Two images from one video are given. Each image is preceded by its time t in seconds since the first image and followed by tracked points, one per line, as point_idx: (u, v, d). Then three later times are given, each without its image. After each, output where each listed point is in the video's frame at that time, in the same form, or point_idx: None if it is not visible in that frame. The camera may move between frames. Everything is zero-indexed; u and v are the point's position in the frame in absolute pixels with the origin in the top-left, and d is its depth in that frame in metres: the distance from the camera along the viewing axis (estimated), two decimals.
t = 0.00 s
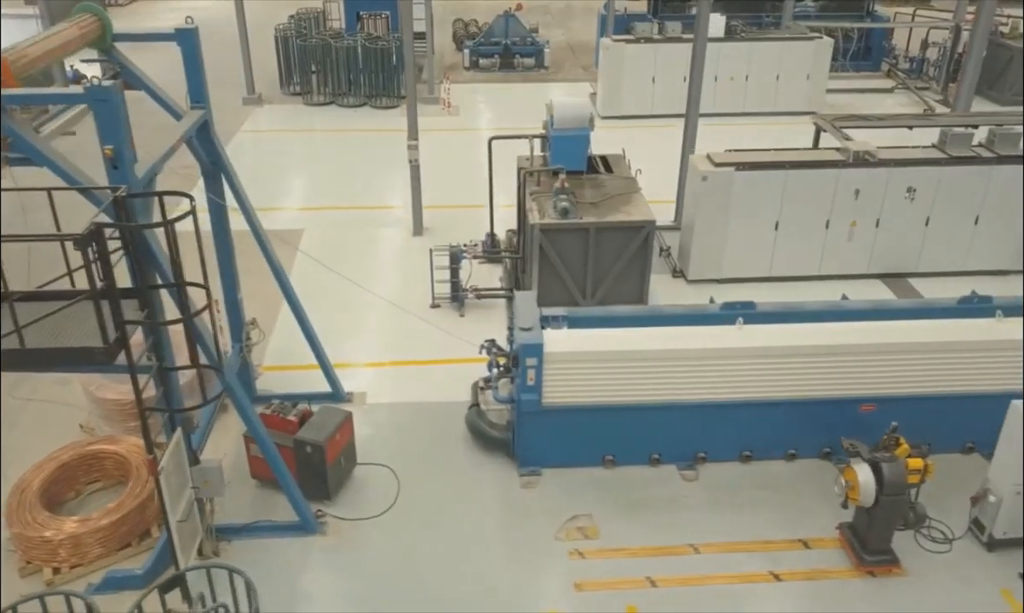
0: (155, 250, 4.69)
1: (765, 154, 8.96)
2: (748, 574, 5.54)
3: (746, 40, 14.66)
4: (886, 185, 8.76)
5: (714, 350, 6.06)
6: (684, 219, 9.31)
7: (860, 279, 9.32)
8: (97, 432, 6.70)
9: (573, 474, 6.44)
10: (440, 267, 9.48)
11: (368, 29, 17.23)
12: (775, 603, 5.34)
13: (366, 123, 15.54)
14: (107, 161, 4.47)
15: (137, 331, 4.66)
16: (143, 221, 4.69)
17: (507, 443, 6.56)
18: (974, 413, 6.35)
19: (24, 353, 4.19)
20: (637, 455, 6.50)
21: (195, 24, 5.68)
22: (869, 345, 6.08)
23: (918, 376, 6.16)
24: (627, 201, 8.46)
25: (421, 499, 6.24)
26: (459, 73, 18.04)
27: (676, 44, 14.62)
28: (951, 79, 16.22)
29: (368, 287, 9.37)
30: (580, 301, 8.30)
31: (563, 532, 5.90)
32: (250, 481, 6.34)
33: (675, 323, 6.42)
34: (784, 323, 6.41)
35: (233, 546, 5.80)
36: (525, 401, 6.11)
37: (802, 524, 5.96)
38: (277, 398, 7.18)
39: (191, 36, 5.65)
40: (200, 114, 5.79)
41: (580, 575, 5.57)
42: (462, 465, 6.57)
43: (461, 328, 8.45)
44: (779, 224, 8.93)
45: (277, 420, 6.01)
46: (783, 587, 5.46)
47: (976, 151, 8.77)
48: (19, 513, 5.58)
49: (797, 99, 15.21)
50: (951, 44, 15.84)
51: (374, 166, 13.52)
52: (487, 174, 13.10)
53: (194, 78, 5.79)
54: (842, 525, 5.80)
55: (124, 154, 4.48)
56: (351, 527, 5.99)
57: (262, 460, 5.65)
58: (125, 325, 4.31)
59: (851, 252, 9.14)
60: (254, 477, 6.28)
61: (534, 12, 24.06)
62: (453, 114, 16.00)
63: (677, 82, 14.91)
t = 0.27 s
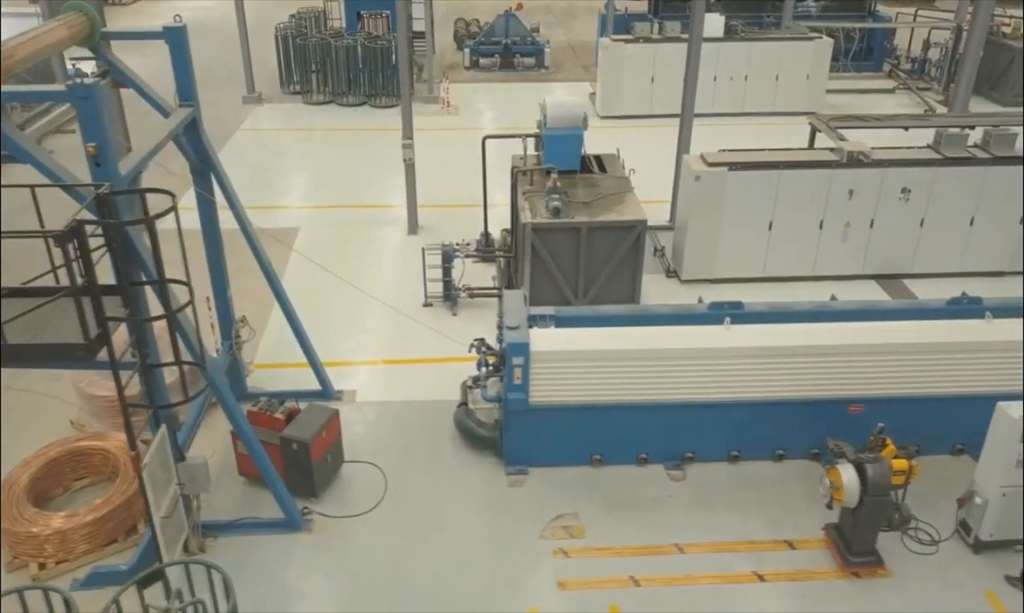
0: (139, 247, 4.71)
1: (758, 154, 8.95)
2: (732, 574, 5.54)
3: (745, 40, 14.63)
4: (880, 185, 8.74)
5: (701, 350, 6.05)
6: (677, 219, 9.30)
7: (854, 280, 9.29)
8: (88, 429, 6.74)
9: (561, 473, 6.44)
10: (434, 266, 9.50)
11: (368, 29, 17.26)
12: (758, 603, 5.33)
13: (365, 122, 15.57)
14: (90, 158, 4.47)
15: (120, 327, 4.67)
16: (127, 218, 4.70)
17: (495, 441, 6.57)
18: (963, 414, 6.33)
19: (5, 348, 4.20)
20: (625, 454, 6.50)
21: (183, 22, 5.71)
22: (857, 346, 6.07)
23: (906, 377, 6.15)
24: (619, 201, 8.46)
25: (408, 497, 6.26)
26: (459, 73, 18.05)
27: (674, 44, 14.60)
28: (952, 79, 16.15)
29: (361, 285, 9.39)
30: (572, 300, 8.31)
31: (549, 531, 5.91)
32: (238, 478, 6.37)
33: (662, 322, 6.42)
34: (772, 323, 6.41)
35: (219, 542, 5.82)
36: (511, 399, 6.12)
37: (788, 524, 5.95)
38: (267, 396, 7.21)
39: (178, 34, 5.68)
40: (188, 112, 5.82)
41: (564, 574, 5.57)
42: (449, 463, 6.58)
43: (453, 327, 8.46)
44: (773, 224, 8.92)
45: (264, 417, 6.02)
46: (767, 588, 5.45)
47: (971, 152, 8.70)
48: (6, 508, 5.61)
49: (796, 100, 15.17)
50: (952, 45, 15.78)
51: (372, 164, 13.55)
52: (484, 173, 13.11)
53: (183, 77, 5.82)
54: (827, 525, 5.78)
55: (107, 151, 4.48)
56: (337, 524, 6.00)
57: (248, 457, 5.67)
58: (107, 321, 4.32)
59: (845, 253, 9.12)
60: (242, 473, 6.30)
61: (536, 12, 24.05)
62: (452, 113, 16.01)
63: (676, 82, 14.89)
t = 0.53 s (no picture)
0: (121, 244, 4.73)
1: (752, 154, 8.93)
2: (716, 575, 5.53)
3: (745, 40, 14.60)
4: (875, 186, 8.71)
5: (687, 349, 6.05)
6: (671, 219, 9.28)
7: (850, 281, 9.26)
8: (78, 425, 6.77)
9: (547, 473, 6.44)
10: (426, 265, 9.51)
11: (369, 28, 17.30)
12: (741, 603, 5.33)
13: (365, 122, 15.60)
14: (72, 156, 4.50)
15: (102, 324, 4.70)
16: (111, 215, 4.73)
17: (482, 440, 6.57)
18: (951, 417, 6.31)
19: None
20: (611, 454, 6.50)
21: (171, 20, 5.73)
22: (844, 347, 6.06)
23: (893, 378, 6.14)
24: (612, 201, 8.47)
25: (394, 496, 6.27)
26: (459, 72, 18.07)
27: (674, 44, 14.58)
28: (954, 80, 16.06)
29: (354, 284, 9.42)
30: (564, 300, 8.31)
31: (533, 530, 5.91)
32: (226, 475, 6.40)
33: (649, 322, 6.41)
34: (760, 323, 6.40)
35: (205, 539, 5.85)
36: (497, 398, 6.12)
37: (773, 526, 5.93)
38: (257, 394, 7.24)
39: (167, 32, 5.71)
40: (176, 110, 5.84)
41: (547, 573, 5.58)
42: (436, 462, 6.59)
43: (445, 326, 8.47)
44: (766, 225, 8.90)
45: (251, 414, 6.04)
46: (751, 589, 5.43)
47: (966, 153, 8.66)
48: None
49: (796, 100, 15.12)
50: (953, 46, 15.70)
51: (370, 163, 13.57)
52: (481, 173, 13.12)
53: (171, 74, 5.85)
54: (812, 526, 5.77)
55: (89, 148, 4.50)
56: (322, 522, 6.02)
57: (234, 454, 5.69)
58: (87, 317, 4.34)
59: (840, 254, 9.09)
60: (230, 470, 6.33)
61: (538, 12, 24.03)
62: (451, 113, 16.03)
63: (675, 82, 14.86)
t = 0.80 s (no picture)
0: (106, 242, 4.77)
1: (747, 155, 8.91)
2: (700, 576, 5.51)
3: (745, 40, 14.57)
4: (870, 187, 8.68)
5: (674, 350, 6.04)
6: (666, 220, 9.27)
7: (845, 282, 9.22)
8: (71, 420, 6.83)
9: (534, 472, 6.44)
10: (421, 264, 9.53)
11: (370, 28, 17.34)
12: (724, 603, 5.31)
13: (365, 121, 15.64)
14: (57, 153, 4.55)
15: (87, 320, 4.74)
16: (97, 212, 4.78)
17: (470, 439, 6.58)
18: (940, 418, 6.28)
19: None
20: (599, 454, 6.49)
21: (161, 19, 5.77)
22: (832, 348, 6.05)
23: (882, 380, 6.12)
24: (605, 201, 8.48)
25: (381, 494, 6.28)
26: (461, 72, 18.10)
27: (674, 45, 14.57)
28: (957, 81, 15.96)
29: (349, 283, 9.44)
30: (557, 299, 8.31)
31: (519, 529, 5.91)
32: (215, 472, 6.43)
33: (637, 322, 6.41)
34: (748, 324, 6.39)
35: (192, 535, 5.88)
36: (484, 397, 6.13)
37: (760, 527, 5.92)
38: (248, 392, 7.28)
39: (156, 31, 5.74)
40: (166, 108, 5.88)
41: (531, 573, 5.57)
42: (424, 460, 6.60)
43: (438, 325, 8.48)
44: (761, 226, 8.87)
45: (239, 411, 6.08)
46: (735, 590, 5.41)
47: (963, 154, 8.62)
48: None
49: (797, 101, 15.07)
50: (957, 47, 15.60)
51: (369, 163, 13.60)
52: (479, 172, 13.14)
53: (161, 72, 5.89)
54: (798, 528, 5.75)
55: (74, 146, 4.55)
56: (308, 519, 6.04)
57: (220, 451, 5.72)
58: (70, 314, 4.39)
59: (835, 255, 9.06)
60: (218, 467, 6.37)
61: (542, 12, 24.02)
62: (452, 112, 16.05)
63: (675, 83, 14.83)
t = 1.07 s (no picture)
0: (93, 238, 4.80)
1: (743, 155, 8.89)
2: (685, 577, 5.49)
3: (747, 41, 14.54)
4: (866, 188, 8.64)
5: (662, 350, 6.04)
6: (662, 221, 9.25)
7: (842, 284, 9.18)
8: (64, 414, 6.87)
9: (523, 471, 6.45)
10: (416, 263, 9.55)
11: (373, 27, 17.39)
12: (708, 603, 5.30)
13: (367, 119, 15.69)
14: (43, 150, 4.58)
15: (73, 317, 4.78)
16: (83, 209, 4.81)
17: (459, 438, 6.59)
18: (930, 421, 6.25)
19: None
20: (587, 454, 6.49)
21: (153, 18, 5.81)
22: (821, 350, 6.04)
23: (871, 381, 6.10)
24: (600, 201, 8.49)
25: (369, 491, 6.30)
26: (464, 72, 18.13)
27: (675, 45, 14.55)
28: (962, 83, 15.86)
29: (345, 281, 9.48)
30: (551, 299, 8.31)
31: (505, 528, 5.92)
32: (204, 468, 6.47)
33: (625, 323, 6.40)
34: (737, 325, 6.38)
35: (180, 530, 5.91)
36: (472, 396, 6.14)
37: (746, 528, 5.90)
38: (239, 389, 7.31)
39: (147, 29, 5.78)
40: (157, 106, 5.92)
41: (516, 571, 5.58)
42: (413, 459, 6.62)
43: (431, 323, 8.50)
44: (756, 227, 8.85)
45: (228, 408, 6.11)
46: (720, 591, 5.40)
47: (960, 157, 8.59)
48: None
49: (800, 101, 15.01)
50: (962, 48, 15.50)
51: (370, 161, 13.64)
52: (479, 172, 13.15)
53: (152, 71, 5.93)
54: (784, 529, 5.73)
55: (60, 143, 4.58)
56: (296, 515, 6.07)
57: (209, 447, 5.75)
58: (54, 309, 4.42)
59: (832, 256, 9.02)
60: (207, 463, 6.40)
61: (548, 11, 23.99)
62: (454, 111, 16.07)
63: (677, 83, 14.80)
